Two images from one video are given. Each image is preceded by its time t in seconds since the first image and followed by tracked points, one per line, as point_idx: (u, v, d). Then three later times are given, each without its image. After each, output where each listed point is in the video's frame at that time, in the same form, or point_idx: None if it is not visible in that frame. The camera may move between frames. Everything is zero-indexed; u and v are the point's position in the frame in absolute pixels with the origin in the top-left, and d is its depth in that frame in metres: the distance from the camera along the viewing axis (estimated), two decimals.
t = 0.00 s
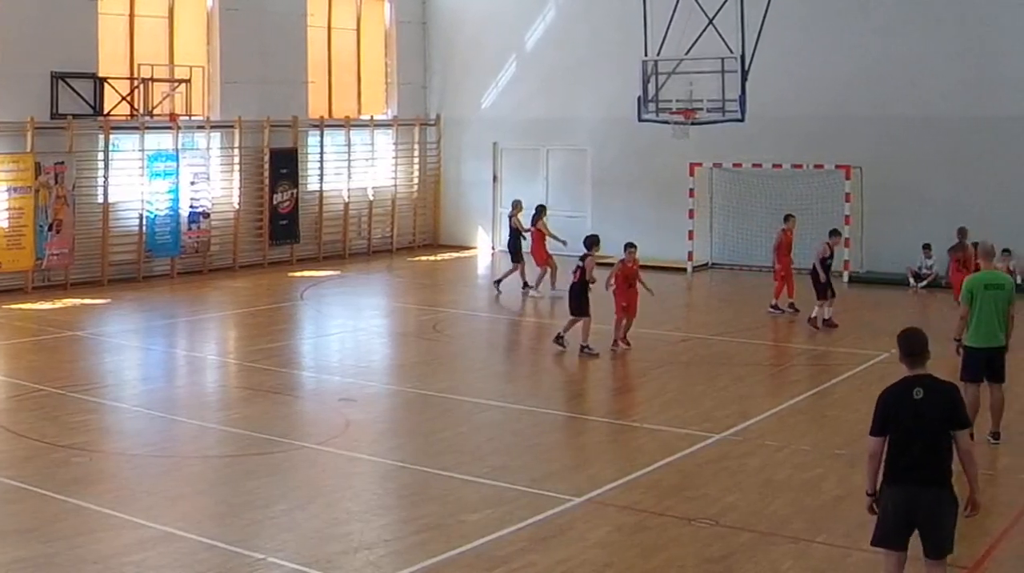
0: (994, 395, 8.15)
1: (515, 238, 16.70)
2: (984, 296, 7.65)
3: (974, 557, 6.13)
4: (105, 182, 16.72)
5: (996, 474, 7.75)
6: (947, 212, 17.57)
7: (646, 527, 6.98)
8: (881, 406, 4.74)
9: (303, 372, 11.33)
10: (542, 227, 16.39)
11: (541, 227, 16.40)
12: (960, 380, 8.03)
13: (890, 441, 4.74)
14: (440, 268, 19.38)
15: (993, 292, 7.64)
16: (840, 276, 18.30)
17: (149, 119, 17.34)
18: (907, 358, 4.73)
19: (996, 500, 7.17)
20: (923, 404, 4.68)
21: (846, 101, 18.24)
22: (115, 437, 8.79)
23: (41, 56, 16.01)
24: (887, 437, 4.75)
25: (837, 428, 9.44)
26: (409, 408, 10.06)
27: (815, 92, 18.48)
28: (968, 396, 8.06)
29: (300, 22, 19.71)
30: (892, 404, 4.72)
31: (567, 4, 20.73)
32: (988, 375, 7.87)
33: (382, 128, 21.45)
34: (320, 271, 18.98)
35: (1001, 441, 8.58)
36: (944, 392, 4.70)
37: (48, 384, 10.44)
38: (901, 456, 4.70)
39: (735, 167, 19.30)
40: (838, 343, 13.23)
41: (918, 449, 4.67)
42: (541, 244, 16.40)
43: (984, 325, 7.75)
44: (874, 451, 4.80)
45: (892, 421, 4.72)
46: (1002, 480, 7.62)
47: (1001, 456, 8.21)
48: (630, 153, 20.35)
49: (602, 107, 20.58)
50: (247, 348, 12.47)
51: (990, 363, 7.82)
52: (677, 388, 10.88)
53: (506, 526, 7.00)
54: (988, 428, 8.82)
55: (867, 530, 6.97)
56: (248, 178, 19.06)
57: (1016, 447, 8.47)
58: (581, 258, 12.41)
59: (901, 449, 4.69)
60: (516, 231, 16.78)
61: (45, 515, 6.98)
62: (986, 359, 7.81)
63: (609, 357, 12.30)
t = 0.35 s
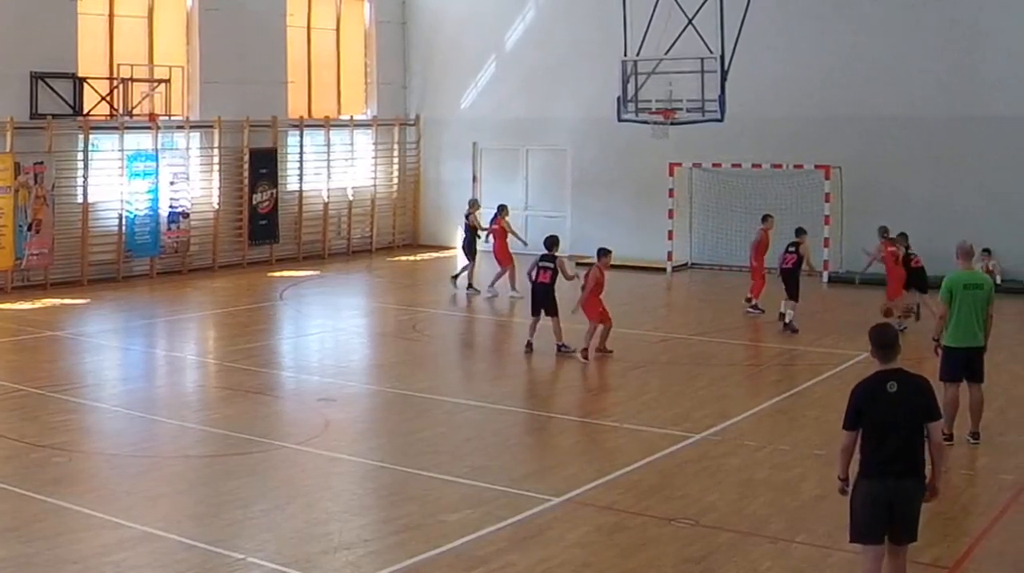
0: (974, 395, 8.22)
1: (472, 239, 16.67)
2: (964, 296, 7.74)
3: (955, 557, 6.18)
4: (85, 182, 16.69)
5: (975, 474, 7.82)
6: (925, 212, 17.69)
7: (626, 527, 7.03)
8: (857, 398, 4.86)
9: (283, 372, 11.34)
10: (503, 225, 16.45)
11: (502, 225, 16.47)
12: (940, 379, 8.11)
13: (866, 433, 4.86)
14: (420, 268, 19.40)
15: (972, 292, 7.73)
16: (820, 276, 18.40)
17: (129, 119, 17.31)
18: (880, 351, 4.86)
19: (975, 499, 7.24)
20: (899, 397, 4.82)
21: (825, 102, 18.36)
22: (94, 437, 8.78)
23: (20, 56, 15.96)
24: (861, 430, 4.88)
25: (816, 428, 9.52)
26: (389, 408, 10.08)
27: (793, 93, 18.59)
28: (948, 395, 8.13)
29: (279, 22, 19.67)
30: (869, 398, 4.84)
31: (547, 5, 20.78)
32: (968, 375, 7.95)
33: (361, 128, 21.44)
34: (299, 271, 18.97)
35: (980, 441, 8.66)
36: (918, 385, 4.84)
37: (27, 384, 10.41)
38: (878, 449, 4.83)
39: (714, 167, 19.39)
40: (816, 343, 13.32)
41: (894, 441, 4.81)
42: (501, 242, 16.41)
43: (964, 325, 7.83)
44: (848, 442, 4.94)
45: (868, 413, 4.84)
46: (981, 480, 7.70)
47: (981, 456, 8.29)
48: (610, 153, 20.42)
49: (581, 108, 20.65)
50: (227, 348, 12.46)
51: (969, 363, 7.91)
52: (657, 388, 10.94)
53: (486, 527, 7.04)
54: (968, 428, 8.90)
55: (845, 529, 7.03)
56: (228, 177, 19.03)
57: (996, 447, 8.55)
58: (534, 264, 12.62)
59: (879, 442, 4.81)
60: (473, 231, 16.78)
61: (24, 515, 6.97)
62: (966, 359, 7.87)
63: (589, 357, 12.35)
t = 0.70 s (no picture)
0: (953, 396, 8.31)
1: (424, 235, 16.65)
2: (943, 295, 7.86)
3: (934, 557, 6.26)
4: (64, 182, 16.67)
5: (954, 474, 7.91)
6: (904, 213, 17.83)
7: (605, 527, 7.08)
8: (845, 393, 4.91)
9: (262, 372, 11.35)
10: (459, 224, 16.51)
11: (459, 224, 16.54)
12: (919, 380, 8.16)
13: (852, 427, 4.91)
14: (400, 268, 19.42)
15: (952, 291, 7.84)
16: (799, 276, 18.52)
17: (108, 119, 17.28)
18: (871, 346, 4.92)
19: (955, 499, 7.32)
20: (888, 392, 4.91)
21: (803, 102, 18.47)
22: (73, 438, 8.78)
23: None
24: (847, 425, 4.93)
25: (796, 428, 9.59)
26: (368, 408, 10.11)
27: (772, 94, 18.70)
28: (927, 395, 8.22)
29: (259, 22, 19.64)
30: (856, 393, 4.90)
31: (526, 5, 20.83)
32: (947, 376, 8.03)
33: (341, 128, 21.44)
34: (279, 271, 18.95)
35: (960, 441, 8.76)
36: (903, 380, 4.95)
37: (6, 384, 10.39)
38: (864, 443, 4.91)
39: (693, 167, 19.48)
40: (797, 343, 13.43)
41: (879, 436, 4.91)
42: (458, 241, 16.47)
43: (944, 324, 7.91)
44: (832, 439, 4.96)
45: (855, 408, 4.90)
46: (960, 479, 7.78)
47: (960, 456, 8.38)
48: (589, 153, 20.50)
49: (560, 108, 20.71)
50: (206, 348, 12.46)
51: (948, 362, 7.98)
52: (637, 388, 11.01)
53: (465, 526, 7.09)
54: (948, 428, 8.99)
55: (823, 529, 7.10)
56: (207, 177, 19.01)
57: (975, 447, 8.64)
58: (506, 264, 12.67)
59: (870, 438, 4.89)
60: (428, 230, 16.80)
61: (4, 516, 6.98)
62: (945, 359, 7.96)
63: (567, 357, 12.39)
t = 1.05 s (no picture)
0: (930, 396, 8.41)
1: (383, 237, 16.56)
2: (920, 295, 7.94)
3: (911, 557, 6.34)
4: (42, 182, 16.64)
5: (931, 474, 8.01)
6: (880, 213, 17.98)
7: (582, 527, 7.13)
8: (828, 388, 4.98)
9: (240, 372, 11.35)
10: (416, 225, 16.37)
11: (415, 225, 16.40)
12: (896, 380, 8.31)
13: (834, 422, 4.99)
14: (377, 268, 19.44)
15: (928, 292, 7.93)
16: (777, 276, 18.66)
17: (85, 119, 17.25)
18: (853, 344, 4.99)
19: (932, 499, 7.41)
20: (869, 390, 5.00)
21: (779, 103, 18.59)
22: (50, 437, 8.78)
23: None
24: (828, 420, 5.00)
25: (773, 427, 9.68)
26: (346, 408, 10.14)
27: (749, 95, 18.81)
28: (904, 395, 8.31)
29: (236, 21, 19.61)
30: (839, 389, 4.98)
31: (503, 6, 20.89)
32: (924, 376, 8.13)
33: (318, 128, 21.43)
34: (256, 271, 18.93)
35: (937, 442, 8.86)
36: (881, 378, 5.05)
37: None
38: (844, 440, 4.99)
39: (671, 167, 19.57)
40: (774, 342, 13.53)
41: (858, 433, 5.00)
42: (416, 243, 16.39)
43: (921, 325, 8.00)
44: (813, 433, 5.03)
45: (838, 404, 4.98)
46: (936, 479, 7.88)
47: (938, 456, 8.47)
48: (566, 154, 20.57)
49: (537, 108, 20.77)
50: (183, 348, 12.45)
51: (925, 363, 8.07)
52: (615, 389, 11.08)
53: (443, 527, 7.12)
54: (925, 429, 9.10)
55: (800, 529, 7.17)
56: (184, 176, 18.98)
57: (952, 447, 8.74)
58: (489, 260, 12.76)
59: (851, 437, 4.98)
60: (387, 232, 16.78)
61: None
62: (923, 359, 8.07)
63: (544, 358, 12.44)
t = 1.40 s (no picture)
0: (910, 396, 8.50)
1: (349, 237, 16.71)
2: (900, 295, 8.01)
3: (890, 557, 6.41)
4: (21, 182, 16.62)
5: (911, 474, 8.09)
6: (858, 214, 18.10)
7: (562, 527, 7.19)
8: (807, 387, 5.05)
9: (219, 372, 11.36)
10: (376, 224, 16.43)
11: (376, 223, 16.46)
12: (876, 380, 8.34)
13: (813, 421, 5.03)
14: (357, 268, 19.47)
15: (908, 292, 8.01)
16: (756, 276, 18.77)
17: (66, 119, 17.22)
18: (834, 344, 5.05)
19: (911, 499, 7.49)
20: (848, 391, 5.06)
21: (758, 104, 18.70)
22: (29, 437, 8.79)
23: None
24: (807, 419, 5.04)
25: (751, 428, 9.75)
26: (325, 407, 10.17)
27: (727, 96, 18.91)
28: (885, 394, 8.40)
29: (216, 21, 19.57)
30: (818, 389, 5.04)
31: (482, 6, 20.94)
32: (903, 376, 8.20)
33: (297, 128, 21.43)
34: (236, 271, 18.92)
35: (917, 441, 8.96)
36: (861, 378, 5.12)
37: None
38: (823, 439, 5.04)
39: (651, 167, 19.67)
40: (755, 342, 13.63)
41: (838, 434, 5.05)
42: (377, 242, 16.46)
43: (901, 325, 8.12)
44: (792, 433, 5.07)
45: (817, 403, 5.03)
46: (916, 479, 7.97)
47: (917, 456, 8.56)
48: (546, 154, 20.63)
49: (516, 108, 20.83)
50: (163, 348, 12.45)
51: (906, 362, 8.16)
52: (595, 389, 11.14)
53: (422, 527, 7.17)
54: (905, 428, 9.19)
55: (778, 528, 7.23)
56: (164, 177, 18.97)
57: (931, 447, 8.84)
58: (471, 258, 12.92)
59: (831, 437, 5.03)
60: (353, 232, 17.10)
61: None
62: (902, 359, 8.14)
63: (524, 358, 12.49)
